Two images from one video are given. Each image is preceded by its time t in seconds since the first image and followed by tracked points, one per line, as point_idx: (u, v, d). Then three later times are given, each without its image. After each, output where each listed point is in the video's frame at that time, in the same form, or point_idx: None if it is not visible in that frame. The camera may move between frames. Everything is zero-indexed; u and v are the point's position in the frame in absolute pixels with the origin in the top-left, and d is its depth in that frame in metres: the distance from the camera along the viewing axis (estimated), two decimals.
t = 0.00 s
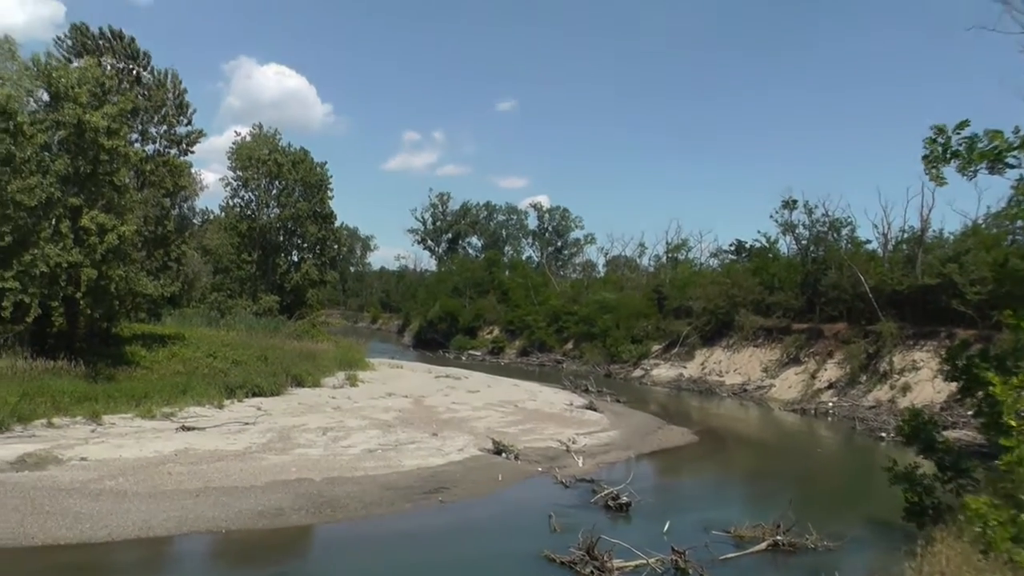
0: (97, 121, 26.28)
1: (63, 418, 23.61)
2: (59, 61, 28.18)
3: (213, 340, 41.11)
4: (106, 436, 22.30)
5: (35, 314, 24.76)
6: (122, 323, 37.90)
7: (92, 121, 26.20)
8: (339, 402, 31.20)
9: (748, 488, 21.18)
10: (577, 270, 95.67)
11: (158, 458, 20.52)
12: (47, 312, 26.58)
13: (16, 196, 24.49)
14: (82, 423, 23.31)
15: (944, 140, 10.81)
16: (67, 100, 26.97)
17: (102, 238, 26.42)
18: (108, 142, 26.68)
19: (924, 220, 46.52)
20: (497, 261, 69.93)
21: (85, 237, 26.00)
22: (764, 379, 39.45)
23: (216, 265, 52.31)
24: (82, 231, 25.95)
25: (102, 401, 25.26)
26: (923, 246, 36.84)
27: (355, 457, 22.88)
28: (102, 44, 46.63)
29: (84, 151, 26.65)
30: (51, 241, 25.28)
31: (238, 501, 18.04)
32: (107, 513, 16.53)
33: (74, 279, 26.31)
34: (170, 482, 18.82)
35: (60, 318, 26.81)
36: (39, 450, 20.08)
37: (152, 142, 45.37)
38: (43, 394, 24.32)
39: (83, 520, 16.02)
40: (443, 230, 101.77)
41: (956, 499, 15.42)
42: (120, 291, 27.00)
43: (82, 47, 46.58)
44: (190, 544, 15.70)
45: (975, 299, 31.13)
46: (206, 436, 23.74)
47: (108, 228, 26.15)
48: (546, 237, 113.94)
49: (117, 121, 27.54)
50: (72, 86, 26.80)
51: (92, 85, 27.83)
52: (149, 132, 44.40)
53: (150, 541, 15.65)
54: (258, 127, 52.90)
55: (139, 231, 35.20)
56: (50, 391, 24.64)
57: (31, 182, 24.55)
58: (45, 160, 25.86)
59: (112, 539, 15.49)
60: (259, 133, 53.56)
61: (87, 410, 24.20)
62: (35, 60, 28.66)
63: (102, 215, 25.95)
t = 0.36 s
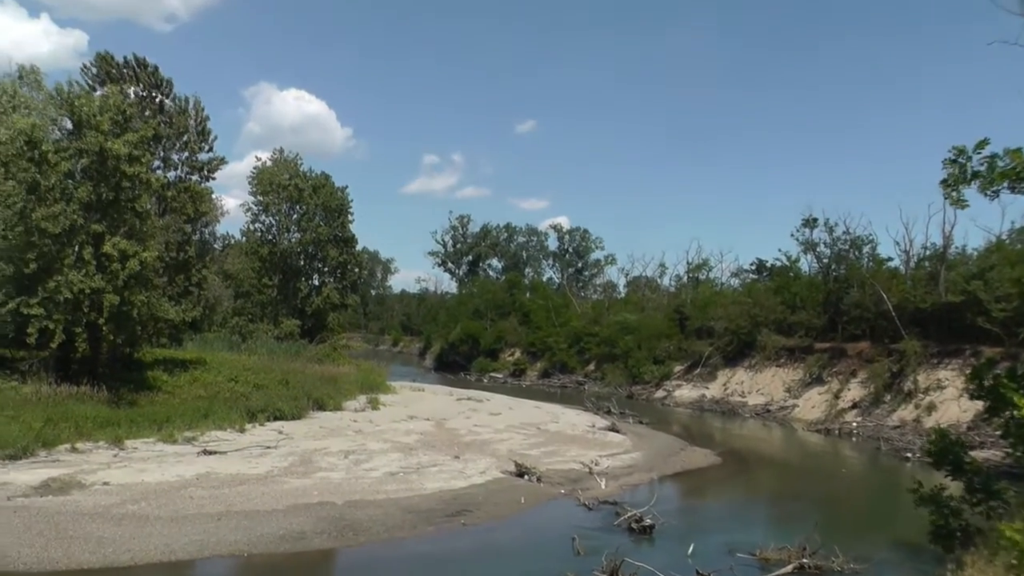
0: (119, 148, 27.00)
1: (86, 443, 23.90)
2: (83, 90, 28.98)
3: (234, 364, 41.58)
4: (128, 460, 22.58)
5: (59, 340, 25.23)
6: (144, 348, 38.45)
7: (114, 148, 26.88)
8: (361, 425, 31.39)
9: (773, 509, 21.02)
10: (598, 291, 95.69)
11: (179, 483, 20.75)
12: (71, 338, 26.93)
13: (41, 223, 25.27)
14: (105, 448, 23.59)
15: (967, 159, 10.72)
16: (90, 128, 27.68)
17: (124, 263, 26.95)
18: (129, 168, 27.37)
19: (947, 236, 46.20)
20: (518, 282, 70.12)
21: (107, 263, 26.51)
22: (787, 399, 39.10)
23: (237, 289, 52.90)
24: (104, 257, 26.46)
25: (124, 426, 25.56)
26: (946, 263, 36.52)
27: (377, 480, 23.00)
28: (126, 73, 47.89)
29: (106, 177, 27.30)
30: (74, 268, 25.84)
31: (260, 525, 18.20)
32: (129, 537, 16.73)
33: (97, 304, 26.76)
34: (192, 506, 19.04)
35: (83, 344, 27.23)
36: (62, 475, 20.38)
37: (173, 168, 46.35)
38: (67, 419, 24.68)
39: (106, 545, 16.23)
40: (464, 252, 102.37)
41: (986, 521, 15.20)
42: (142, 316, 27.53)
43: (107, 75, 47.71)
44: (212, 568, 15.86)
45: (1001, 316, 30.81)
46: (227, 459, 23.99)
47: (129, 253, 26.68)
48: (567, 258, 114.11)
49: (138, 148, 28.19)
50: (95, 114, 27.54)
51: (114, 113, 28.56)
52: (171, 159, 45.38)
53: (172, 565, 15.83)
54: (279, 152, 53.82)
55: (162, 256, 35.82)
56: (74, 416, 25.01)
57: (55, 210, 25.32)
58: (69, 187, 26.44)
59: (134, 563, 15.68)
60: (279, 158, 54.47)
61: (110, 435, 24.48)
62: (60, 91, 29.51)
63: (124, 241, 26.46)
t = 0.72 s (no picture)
0: (136, 175, 27.46)
1: (103, 468, 24.12)
2: (101, 118, 29.60)
3: (251, 389, 41.91)
4: (145, 485, 22.79)
5: (77, 365, 25.79)
6: (161, 373, 38.90)
7: (132, 175, 27.40)
8: (378, 448, 31.54)
9: (794, 531, 20.86)
10: (615, 312, 95.68)
11: (196, 508, 20.94)
12: (89, 364, 27.33)
13: (60, 250, 25.87)
14: (122, 473, 23.79)
15: (988, 169, 10.31)
16: (108, 154, 28.20)
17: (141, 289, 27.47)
18: (147, 195, 27.91)
19: (964, 254, 46.02)
20: (534, 304, 70.19)
21: (124, 290, 27.02)
22: (806, 420, 38.81)
23: (253, 313, 53.18)
24: (122, 283, 26.95)
25: (141, 451, 25.78)
26: (964, 281, 36.28)
27: (395, 504, 23.09)
28: (145, 100, 48.98)
29: (124, 204, 27.81)
30: (92, 294, 26.44)
31: (277, 550, 18.32)
32: (147, 562, 16.90)
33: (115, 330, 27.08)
34: (208, 531, 19.21)
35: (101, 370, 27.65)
36: (80, 500, 20.58)
37: (190, 194, 47.21)
38: (85, 444, 24.91)
39: (123, 570, 16.39)
40: (480, 275, 102.86)
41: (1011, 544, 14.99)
42: (159, 341, 28.08)
43: (127, 102, 48.92)
44: None
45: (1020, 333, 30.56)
46: (245, 484, 24.20)
47: (146, 279, 27.20)
48: (583, 279, 114.19)
49: (154, 174, 28.71)
50: (112, 142, 28.03)
51: (131, 140, 29.11)
52: (188, 185, 46.23)
53: None
54: (295, 178, 54.63)
55: (178, 282, 36.40)
56: (91, 440, 25.24)
57: (73, 236, 25.86)
58: (87, 214, 26.96)
59: None
60: (295, 183, 55.28)
61: (127, 460, 24.69)
62: (79, 119, 30.17)
63: (142, 267, 27.00)
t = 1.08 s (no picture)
0: (156, 201, 28.22)
1: (125, 491, 24.47)
2: (122, 145, 30.34)
3: (272, 411, 42.36)
4: (167, 507, 23.14)
5: (100, 389, 26.39)
6: (183, 396, 39.50)
7: (152, 201, 28.15)
8: (400, 469, 31.77)
9: (818, 552, 20.74)
10: (635, 332, 95.57)
11: (218, 529, 21.27)
12: (111, 388, 27.89)
13: (83, 275, 26.51)
14: (143, 495, 24.14)
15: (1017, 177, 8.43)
16: (128, 180, 28.93)
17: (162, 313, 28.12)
18: (166, 220, 28.69)
19: (987, 270, 45.76)
20: (553, 323, 70.72)
21: (146, 314, 27.66)
22: (828, 439, 38.49)
23: (274, 336, 53.74)
24: (143, 307, 27.56)
25: (162, 474, 26.14)
26: (987, 298, 35.95)
27: (416, 525, 23.28)
28: (167, 127, 50.14)
29: (144, 229, 28.57)
30: (114, 318, 27.05)
31: (300, 571, 18.58)
32: None
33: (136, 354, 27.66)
34: (230, 553, 19.51)
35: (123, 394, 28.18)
36: (102, 522, 20.91)
37: (211, 219, 48.16)
38: (107, 467, 25.30)
39: None
40: (500, 296, 103.35)
41: None
42: (179, 364, 28.78)
43: (149, 128, 49.90)
44: None
45: None
46: (267, 505, 24.52)
47: (167, 303, 27.85)
48: (603, 299, 114.19)
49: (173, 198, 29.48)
50: (133, 168, 28.75)
51: (151, 165, 29.86)
52: (209, 210, 47.21)
53: None
54: (314, 201, 55.50)
55: (198, 306, 37.08)
56: (114, 464, 25.63)
57: (96, 262, 26.56)
58: (109, 240, 27.66)
59: None
60: (315, 206, 56.14)
61: (148, 482, 25.04)
62: (100, 146, 30.92)
63: (162, 291, 27.65)
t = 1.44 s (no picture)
0: (180, 217, 28.86)
1: (151, 505, 24.96)
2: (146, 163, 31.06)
3: (297, 426, 42.87)
4: (192, 521, 23.62)
5: (126, 405, 27.02)
6: (209, 411, 40.19)
7: (175, 218, 28.77)
8: (425, 482, 32.09)
9: (847, 565, 20.66)
10: (661, 343, 95.26)
11: (245, 543, 21.70)
12: (138, 403, 28.52)
13: (109, 292, 27.16)
14: (169, 509, 24.61)
15: None
16: (152, 197, 29.58)
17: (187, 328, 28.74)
18: (190, 237, 29.29)
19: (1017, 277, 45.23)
20: (579, 337, 71.48)
21: (171, 330, 28.28)
22: (855, 450, 38.17)
23: (298, 351, 54.31)
24: (169, 323, 28.20)
25: (188, 488, 26.66)
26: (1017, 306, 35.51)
27: (442, 538, 23.55)
28: (191, 143, 51.24)
29: (169, 246, 29.17)
30: (140, 334, 27.70)
31: None
32: None
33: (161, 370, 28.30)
34: (256, 566, 19.88)
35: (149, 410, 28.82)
36: (128, 536, 21.37)
37: (235, 235, 49.09)
38: (133, 481, 25.81)
39: None
40: (524, 308, 103.65)
41: None
42: (204, 379, 29.35)
43: (175, 145, 51.21)
44: None
45: None
46: (293, 519, 24.94)
47: (192, 318, 28.51)
48: (627, 311, 113.99)
49: (197, 215, 30.09)
50: (157, 186, 29.45)
51: (175, 182, 30.50)
52: (232, 226, 48.13)
53: None
54: (337, 216, 56.30)
55: (223, 321, 37.79)
56: (140, 478, 26.14)
57: (121, 279, 27.19)
58: (134, 257, 28.32)
59: None
60: (339, 221, 56.94)
61: (174, 496, 25.53)
62: (125, 164, 31.67)
63: (187, 307, 28.28)
